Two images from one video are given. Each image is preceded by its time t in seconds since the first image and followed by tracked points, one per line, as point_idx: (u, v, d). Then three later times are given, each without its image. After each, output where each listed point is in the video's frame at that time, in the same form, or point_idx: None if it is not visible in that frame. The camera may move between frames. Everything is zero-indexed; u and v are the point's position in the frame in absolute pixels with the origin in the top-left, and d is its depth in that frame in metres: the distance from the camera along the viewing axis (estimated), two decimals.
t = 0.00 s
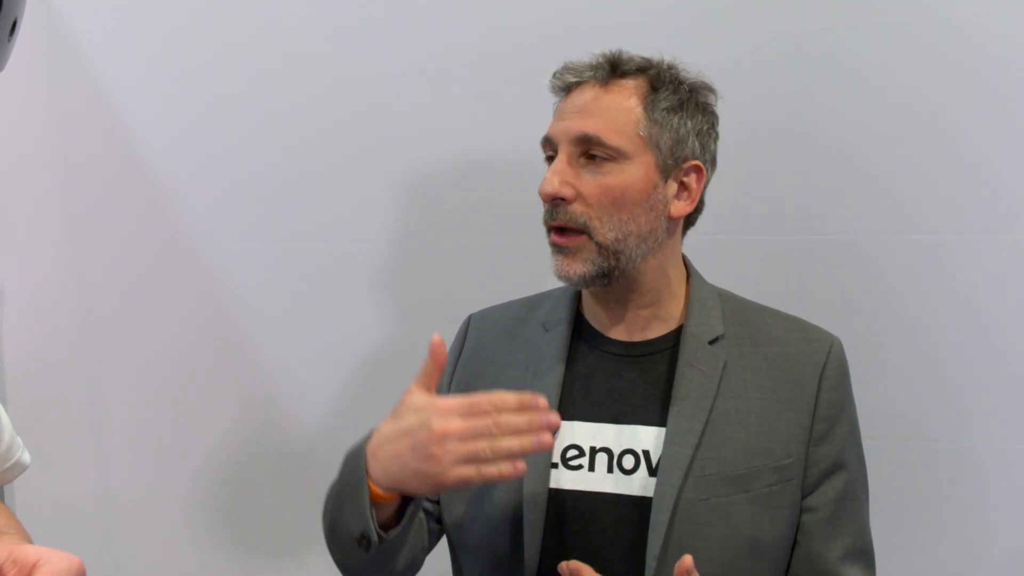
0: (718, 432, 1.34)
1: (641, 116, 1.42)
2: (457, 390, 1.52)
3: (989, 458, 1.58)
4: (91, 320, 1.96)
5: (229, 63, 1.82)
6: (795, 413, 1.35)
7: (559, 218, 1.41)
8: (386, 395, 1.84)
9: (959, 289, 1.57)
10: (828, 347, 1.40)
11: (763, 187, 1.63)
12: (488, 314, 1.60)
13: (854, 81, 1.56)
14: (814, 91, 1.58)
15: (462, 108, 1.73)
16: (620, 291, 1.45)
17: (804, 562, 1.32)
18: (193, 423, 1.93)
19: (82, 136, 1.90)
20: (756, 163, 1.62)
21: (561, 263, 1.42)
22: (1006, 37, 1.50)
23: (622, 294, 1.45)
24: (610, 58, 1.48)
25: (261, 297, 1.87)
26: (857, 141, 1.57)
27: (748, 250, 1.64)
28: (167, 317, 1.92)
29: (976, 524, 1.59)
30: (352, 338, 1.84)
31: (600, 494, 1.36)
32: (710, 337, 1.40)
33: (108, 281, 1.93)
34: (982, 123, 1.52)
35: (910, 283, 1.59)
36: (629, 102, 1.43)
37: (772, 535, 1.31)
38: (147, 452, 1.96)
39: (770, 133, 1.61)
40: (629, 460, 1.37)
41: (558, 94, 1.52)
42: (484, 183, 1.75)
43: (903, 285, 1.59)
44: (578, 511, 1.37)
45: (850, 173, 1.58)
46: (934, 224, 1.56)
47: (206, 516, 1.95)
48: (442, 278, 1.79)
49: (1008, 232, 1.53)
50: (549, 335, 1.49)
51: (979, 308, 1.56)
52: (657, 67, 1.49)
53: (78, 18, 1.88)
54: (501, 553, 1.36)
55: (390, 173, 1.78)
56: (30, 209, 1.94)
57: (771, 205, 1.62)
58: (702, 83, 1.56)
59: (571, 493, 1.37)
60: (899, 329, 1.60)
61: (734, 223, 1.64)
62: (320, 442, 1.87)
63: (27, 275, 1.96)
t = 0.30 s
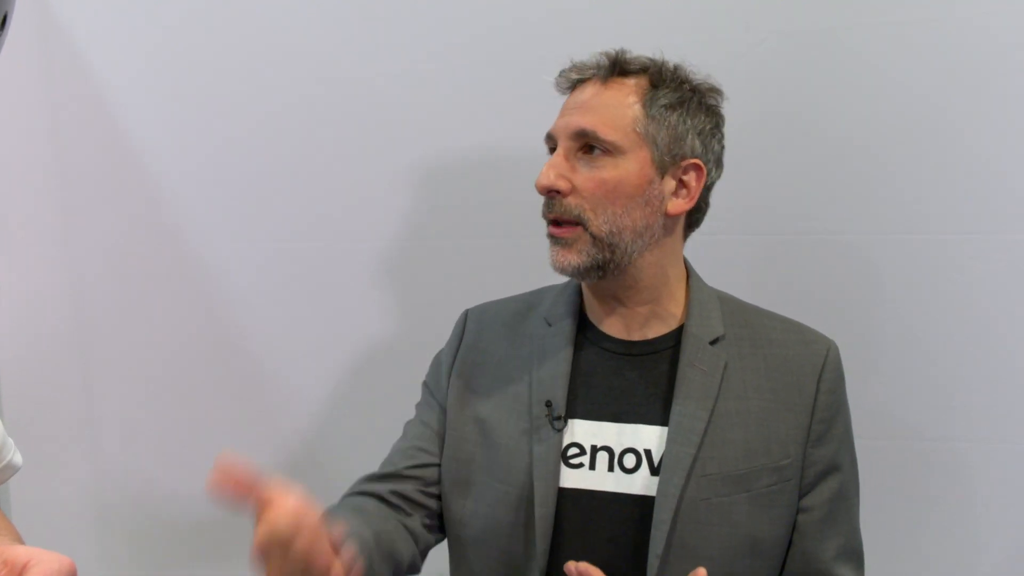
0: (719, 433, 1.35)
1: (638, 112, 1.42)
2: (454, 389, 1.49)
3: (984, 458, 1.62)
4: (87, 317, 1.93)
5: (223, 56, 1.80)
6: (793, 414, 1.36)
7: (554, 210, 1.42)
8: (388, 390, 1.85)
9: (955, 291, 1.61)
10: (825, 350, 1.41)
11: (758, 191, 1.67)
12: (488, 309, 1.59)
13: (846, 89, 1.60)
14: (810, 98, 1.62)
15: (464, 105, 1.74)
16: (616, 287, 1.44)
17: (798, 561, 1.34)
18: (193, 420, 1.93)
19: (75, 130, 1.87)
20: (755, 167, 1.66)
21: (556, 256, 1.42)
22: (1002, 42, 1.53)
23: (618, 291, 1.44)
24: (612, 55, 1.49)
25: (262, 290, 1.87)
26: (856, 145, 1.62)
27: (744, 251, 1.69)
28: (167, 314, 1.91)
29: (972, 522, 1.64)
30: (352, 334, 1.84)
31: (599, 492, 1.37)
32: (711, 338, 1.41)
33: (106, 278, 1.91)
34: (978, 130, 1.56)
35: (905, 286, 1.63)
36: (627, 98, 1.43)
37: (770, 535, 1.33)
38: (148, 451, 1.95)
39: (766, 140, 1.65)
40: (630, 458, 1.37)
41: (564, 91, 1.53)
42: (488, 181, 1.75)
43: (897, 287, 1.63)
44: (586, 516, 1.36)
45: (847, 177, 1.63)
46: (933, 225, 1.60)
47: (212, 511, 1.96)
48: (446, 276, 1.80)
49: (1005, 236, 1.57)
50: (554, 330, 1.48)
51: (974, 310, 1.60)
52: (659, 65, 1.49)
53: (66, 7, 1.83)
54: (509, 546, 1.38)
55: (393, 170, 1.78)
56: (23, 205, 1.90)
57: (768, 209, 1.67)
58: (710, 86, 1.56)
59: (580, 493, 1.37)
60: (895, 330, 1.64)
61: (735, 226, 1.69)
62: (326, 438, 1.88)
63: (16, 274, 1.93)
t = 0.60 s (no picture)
0: (719, 438, 1.35)
1: (640, 112, 1.42)
2: (451, 395, 1.51)
3: (980, 457, 1.64)
4: (79, 316, 1.95)
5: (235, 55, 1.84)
6: (791, 420, 1.37)
7: (555, 209, 1.41)
8: (388, 391, 1.84)
9: (950, 291, 1.65)
10: (821, 356, 1.42)
11: (756, 193, 1.74)
12: (480, 315, 1.59)
13: (841, 95, 1.68)
14: (806, 103, 1.69)
15: (468, 106, 1.77)
16: (616, 289, 1.44)
17: (796, 566, 1.36)
18: (187, 421, 1.93)
19: (74, 128, 1.90)
20: (750, 170, 1.74)
21: (556, 256, 1.41)
22: (988, 49, 1.61)
23: (617, 293, 1.44)
24: (614, 58, 1.49)
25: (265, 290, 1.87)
26: (853, 149, 1.68)
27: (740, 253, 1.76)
28: (162, 312, 1.92)
29: (966, 522, 1.66)
30: (349, 335, 1.85)
31: (599, 500, 1.36)
32: (709, 344, 1.41)
33: (101, 276, 1.93)
34: (971, 134, 1.62)
35: (892, 291, 1.69)
36: (629, 98, 1.44)
37: (769, 540, 1.33)
38: (142, 452, 1.95)
39: (765, 145, 1.72)
40: (629, 465, 1.37)
41: (564, 93, 1.53)
42: (489, 182, 1.78)
43: (891, 291, 1.69)
44: (589, 522, 1.36)
45: (846, 184, 1.69)
46: (932, 227, 1.66)
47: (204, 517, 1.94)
48: (446, 277, 1.81)
49: (998, 236, 1.62)
50: (545, 337, 1.48)
51: (965, 313, 1.65)
52: (661, 68, 1.50)
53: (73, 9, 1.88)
54: (511, 555, 1.39)
55: (400, 170, 1.81)
56: (21, 202, 1.93)
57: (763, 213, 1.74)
58: (710, 89, 1.57)
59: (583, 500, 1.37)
60: (892, 330, 1.69)
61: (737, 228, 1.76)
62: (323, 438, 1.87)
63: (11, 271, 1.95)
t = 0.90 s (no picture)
0: (707, 436, 1.34)
1: (625, 115, 1.41)
2: (448, 396, 1.52)
3: (979, 458, 1.64)
4: (78, 314, 2.02)
5: (234, 64, 1.88)
6: (783, 417, 1.36)
7: (542, 215, 1.40)
8: (387, 393, 1.87)
9: (949, 290, 1.65)
10: (814, 351, 1.40)
11: (749, 188, 1.72)
12: (475, 316, 1.60)
13: (835, 88, 1.66)
14: (799, 97, 1.68)
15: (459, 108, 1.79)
16: (607, 291, 1.44)
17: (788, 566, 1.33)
18: (188, 421, 1.98)
19: (70, 130, 1.97)
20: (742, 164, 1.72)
21: (544, 262, 1.41)
22: (984, 39, 1.58)
23: (607, 295, 1.44)
24: (599, 58, 1.47)
25: (267, 296, 1.92)
26: (849, 143, 1.67)
27: (733, 250, 1.75)
28: (160, 312, 1.97)
29: (966, 521, 1.66)
30: (349, 339, 1.88)
31: (590, 500, 1.36)
32: (699, 342, 1.41)
33: (98, 277, 1.99)
34: (969, 128, 1.61)
35: (891, 287, 1.67)
36: (615, 101, 1.42)
37: (761, 538, 1.32)
38: (143, 448, 2.01)
39: (756, 140, 1.71)
40: (619, 464, 1.37)
41: (548, 94, 1.51)
42: (482, 184, 1.79)
43: (889, 287, 1.68)
44: (575, 523, 1.36)
45: (840, 179, 1.68)
46: (928, 224, 1.65)
47: (207, 516, 1.99)
48: (439, 279, 1.83)
49: (996, 235, 1.61)
50: (538, 337, 1.49)
51: (965, 310, 1.64)
52: (646, 67, 1.48)
53: (72, 18, 1.94)
54: (501, 555, 1.40)
55: (395, 176, 1.83)
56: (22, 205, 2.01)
57: (756, 208, 1.72)
58: (696, 86, 1.56)
59: (574, 500, 1.37)
60: (890, 329, 1.68)
61: (728, 224, 1.74)
62: (324, 441, 1.91)
63: (13, 273, 2.03)
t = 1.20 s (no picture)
0: (699, 437, 1.35)
1: (617, 118, 1.40)
2: (444, 398, 1.53)
3: (978, 459, 1.64)
4: (80, 316, 2.04)
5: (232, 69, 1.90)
6: (777, 417, 1.35)
7: (536, 221, 1.40)
8: (387, 395, 1.89)
9: (947, 289, 1.64)
10: (809, 350, 1.40)
11: (744, 188, 1.72)
12: (471, 319, 1.60)
13: (830, 86, 1.65)
14: (794, 96, 1.67)
15: (455, 109, 1.80)
16: (603, 296, 1.44)
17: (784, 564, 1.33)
18: (188, 423, 2.01)
19: (69, 133, 1.99)
20: (736, 163, 1.72)
21: (542, 269, 1.41)
22: (982, 35, 1.57)
23: (603, 299, 1.44)
24: (590, 60, 1.47)
25: (267, 298, 1.94)
26: (846, 142, 1.66)
27: (729, 251, 1.74)
28: (160, 315, 2.00)
29: (964, 522, 1.66)
30: (348, 341, 1.90)
31: (585, 501, 1.37)
32: (692, 343, 1.40)
33: (99, 279, 2.02)
34: (965, 126, 1.59)
35: (888, 287, 1.67)
36: (606, 104, 1.42)
37: (755, 539, 1.32)
38: (146, 448, 2.04)
39: (751, 139, 1.70)
40: (613, 466, 1.37)
41: (539, 96, 1.50)
42: (478, 185, 1.80)
43: (886, 287, 1.67)
44: (568, 525, 1.36)
45: (835, 177, 1.67)
46: (925, 224, 1.64)
47: (209, 516, 2.01)
48: (436, 281, 1.84)
49: (995, 234, 1.60)
50: (532, 340, 1.49)
51: (963, 310, 1.63)
52: (637, 68, 1.47)
53: (72, 22, 1.97)
54: (494, 558, 1.40)
55: (392, 178, 1.85)
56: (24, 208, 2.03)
57: (751, 208, 1.72)
58: (686, 86, 1.55)
59: (569, 502, 1.37)
60: (887, 329, 1.68)
61: (722, 224, 1.74)
62: (324, 443, 1.93)
63: (15, 275, 2.06)
